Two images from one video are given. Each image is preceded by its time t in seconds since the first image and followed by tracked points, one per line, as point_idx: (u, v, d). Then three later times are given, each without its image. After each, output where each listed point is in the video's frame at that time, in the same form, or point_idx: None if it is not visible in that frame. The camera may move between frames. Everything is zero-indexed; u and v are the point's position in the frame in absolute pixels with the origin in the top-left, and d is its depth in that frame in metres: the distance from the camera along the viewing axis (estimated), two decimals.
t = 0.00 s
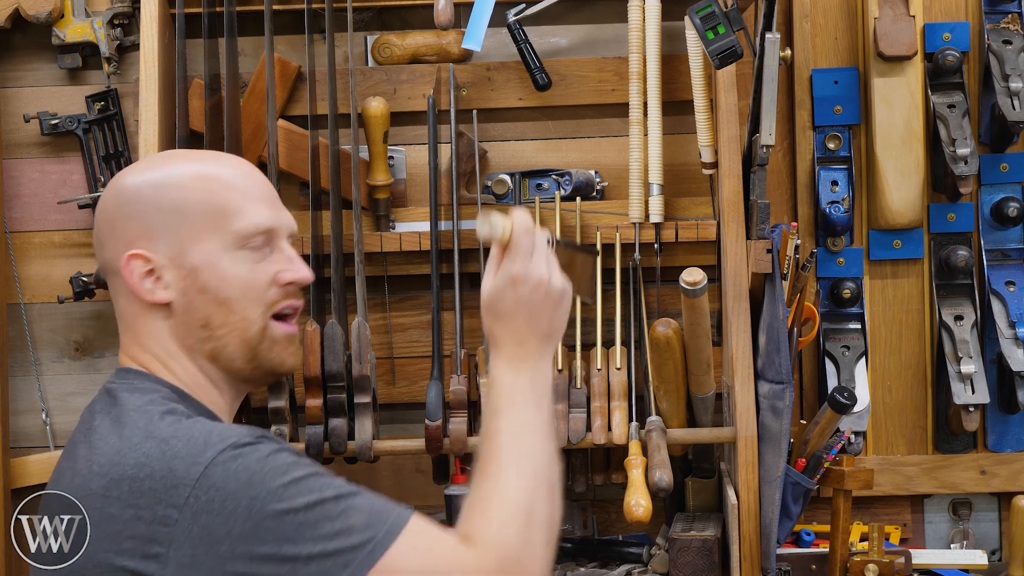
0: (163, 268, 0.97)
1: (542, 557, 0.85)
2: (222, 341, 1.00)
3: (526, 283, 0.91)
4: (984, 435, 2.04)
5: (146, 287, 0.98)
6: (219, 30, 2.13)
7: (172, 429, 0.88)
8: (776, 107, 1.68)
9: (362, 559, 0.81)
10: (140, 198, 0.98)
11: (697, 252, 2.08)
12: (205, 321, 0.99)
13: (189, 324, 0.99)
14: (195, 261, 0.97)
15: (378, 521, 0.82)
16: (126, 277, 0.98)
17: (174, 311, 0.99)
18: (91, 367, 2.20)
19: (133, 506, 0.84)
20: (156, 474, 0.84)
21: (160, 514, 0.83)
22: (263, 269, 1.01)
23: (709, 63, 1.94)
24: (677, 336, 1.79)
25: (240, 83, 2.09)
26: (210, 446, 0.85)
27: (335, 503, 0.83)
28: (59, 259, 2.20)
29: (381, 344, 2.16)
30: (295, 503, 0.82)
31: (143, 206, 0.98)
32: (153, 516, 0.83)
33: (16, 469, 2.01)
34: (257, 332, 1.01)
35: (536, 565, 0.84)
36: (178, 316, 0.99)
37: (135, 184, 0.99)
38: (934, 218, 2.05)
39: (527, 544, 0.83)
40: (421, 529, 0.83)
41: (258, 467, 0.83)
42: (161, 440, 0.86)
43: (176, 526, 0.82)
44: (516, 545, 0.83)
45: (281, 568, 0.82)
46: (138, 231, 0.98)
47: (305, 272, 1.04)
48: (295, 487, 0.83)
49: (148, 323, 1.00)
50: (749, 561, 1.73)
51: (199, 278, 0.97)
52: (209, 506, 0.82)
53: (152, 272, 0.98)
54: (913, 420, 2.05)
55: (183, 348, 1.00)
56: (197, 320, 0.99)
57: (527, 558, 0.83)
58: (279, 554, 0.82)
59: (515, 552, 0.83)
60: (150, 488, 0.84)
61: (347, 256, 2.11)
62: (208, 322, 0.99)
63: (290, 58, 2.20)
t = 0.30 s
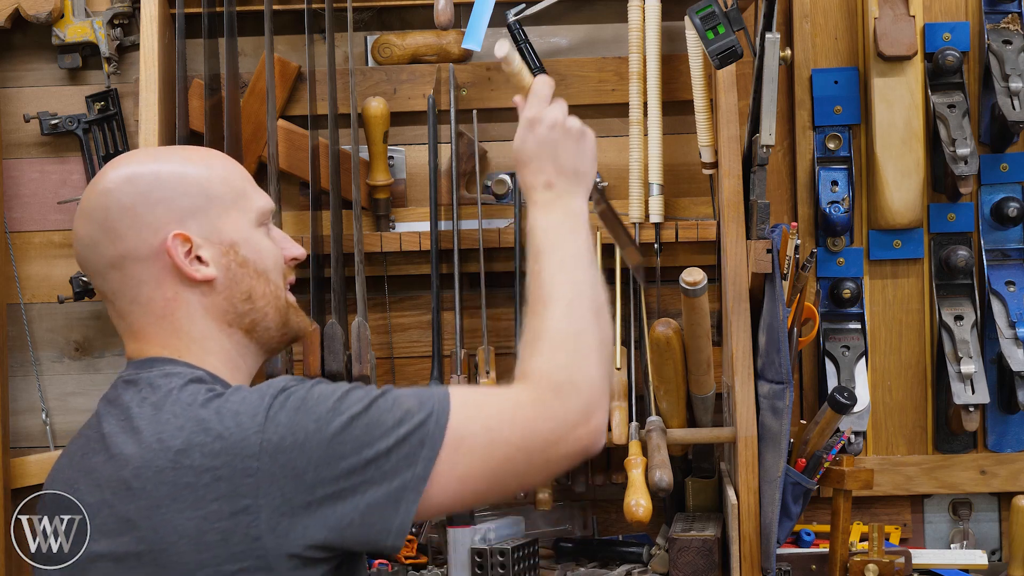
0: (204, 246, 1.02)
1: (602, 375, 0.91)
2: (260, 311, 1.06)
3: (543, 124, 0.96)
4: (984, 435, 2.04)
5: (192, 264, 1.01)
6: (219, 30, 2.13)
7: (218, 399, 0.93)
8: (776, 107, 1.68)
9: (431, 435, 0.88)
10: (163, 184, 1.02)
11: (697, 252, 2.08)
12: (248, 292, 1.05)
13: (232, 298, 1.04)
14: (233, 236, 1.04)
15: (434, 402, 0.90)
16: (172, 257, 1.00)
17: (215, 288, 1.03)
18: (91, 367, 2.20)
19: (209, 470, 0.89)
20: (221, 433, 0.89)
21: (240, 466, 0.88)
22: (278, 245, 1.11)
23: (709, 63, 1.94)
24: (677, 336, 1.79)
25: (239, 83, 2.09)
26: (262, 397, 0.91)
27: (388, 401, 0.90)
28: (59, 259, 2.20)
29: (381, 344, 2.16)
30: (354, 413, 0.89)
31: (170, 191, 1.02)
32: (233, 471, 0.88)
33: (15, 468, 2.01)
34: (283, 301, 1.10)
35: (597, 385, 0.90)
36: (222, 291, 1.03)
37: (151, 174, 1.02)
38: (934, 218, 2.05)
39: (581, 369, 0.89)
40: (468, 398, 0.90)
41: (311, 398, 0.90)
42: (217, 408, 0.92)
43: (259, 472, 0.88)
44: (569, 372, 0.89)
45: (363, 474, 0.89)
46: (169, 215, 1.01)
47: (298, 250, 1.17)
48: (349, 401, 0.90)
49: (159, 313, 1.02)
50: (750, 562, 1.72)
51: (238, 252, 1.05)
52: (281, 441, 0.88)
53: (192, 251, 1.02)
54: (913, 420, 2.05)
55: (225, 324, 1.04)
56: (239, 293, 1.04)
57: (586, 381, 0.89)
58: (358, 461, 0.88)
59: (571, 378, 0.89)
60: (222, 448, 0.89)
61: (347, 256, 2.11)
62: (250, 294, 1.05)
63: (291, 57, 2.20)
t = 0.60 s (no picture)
0: (197, 242, 1.01)
1: (606, 281, 0.94)
2: (258, 302, 1.06)
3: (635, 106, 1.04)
4: (983, 435, 2.04)
5: (186, 261, 1.01)
6: (219, 31, 2.13)
7: (251, 372, 0.94)
8: (776, 107, 1.68)
9: (457, 358, 0.92)
10: (152, 179, 1.01)
11: (698, 252, 2.08)
12: (246, 285, 1.05)
13: (229, 293, 1.04)
14: (227, 229, 1.03)
15: (449, 324, 0.94)
16: (166, 256, 1.00)
17: (212, 284, 1.02)
18: (91, 367, 2.20)
19: (262, 435, 0.89)
20: (266, 397, 0.91)
21: (292, 426, 0.90)
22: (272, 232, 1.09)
23: (709, 63, 1.94)
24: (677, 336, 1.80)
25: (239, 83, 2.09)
26: (300, 361, 0.93)
27: (415, 338, 0.93)
28: (59, 259, 2.21)
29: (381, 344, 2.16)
30: (388, 355, 0.92)
31: (161, 186, 1.01)
32: (286, 432, 0.90)
33: (16, 468, 2.01)
34: (283, 289, 1.09)
35: (598, 288, 0.93)
36: (219, 286, 1.03)
37: (140, 169, 1.01)
38: (934, 218, 2.05)
39: (581, 271, 0.93)
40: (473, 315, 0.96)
41: (343, 349, 0.92)
42: (255, 379, 0.93)
43: (315, 429, 0.90)
44: (568, 273, 0.93)
45: (410, 411, 0.92)
46: (162, 211, 1.01)
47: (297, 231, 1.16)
48: (380, 345, 0.93)
49: (161, 311, 1.02)
50: (749, 561, 1.73)
51: (231, 244, 1.04)
52: (328, 394, 0.90)
53: (185, 247, 1.01)
54: (913, 420, 2.05)
55: (224, 317, 1.04)
56: (237, 287, 1.04)
57: (587, 283, 0.93)
58: (403, 400, 0.91)
59: (572, 278, 0.93)
60: (274, 412, 0.90)
61: (347, 256, 2.11)
62: (247, 286, 1.05)
63: (291, 58, 2.20)
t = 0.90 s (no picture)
0: (209, 247, 1.06)
1: (612, 268, 1.06)
2: (270, 304, 1.11)
3: (678, 126, 1.22)
4: (983, 435, 2.04)
5: (198, 267, 1.05)
6: (220, 30, 2.13)
7: (282, 360, 1.01)
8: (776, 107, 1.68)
9: (477, 336, 1.02)
10: (163, 185, 1.04)
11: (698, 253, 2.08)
12: (257, 288, 1.10)
13: (241, 296, 1.09)
14: (237, 235, 1.07)
15: (466, 309, 1.04)
16: (177, 262, 1.04)
17: (224, 288, 1.07)
18: (91, 367, 2.20)
19: (298, 416, 0.96)
20: (300, 381, 0.98)
21: (326, 407, 0.96)
22: (283, 234, 1.14)
23: (709, 63, 1.95)
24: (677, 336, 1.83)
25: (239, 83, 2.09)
26: (328, 347, 1.01)
27: (436, 323, 1.02)
28: (59, 259, 2.20)
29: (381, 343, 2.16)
30: (412, 337, 1.00)
31: (172, 193, 1.04)
32: (321, 412, 0.96)
33: (16, 468, 2.01)
34: (293, 290, 1.14)
35: (603, 273, 1.05)
36: (232, 290, 1.08)
37: (150, 175, 1.04)
38: (934, 218, 2.05)
39: (587, 257, 1.05)
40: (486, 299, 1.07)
41: (370, 335, 1.00)
42: (287, 365, 1.00)
43: (349, 408, 0.97)
44: (577, 259, 1.05)
45: (436, 390, 1.00)
46: (173, 218, 1.04)
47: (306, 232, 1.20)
48: (405, 330, 1.01)
49: (172, 314, 1.06)
50: (750, 561, 1.73)
51: (242, 250, 1.08)
52: (360, 375, 0.98)
53: (197, 253, 1.05)
54: (913, 420, 2.05)
55: (236, 319, 1.09)
56: (248, 291, 1.09)
57: (594, 268, 1.05)
58: (430, 380, 1.00)
59: (579, 264, 1.05)
60: (309, 394, 0.97)
61: (347, 257, 2.11)
62: (258, 290, 1.10)
63: (291, 58, 2.20)
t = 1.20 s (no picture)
0: (230, 248, 1.07)
1: (618, 269, 1.08)
2: (287, 308, 1.13)
3: (685, 129, 1.25)
4: (984, 435, 2.04)
5: (217, 267, 1.07)
6: (219, 30, 2.13)
7: (294, 360, 1.02)
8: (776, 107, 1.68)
9: (487, 338, 1.03)
10: (190, 184, 1.06)
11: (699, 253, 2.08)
12: (275, 291, 1.11)
13: (259, 298, 1.10)
14: (259, 237, 1.09)
15: (475, 311, 1.06)
16: (198, 260, 1.06)
17: (241, 289, 1.09)
18: (91, 367, 2.20)
19: (310, 416, 0.97)
20: (312, 381, 0.98)
21: (338, 406, 0.97)
22: (305, 240, 1.15)
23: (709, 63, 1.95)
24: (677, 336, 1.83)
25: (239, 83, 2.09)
26: (340, 348, 1.02)
27: (446, 325, 1.04)
28: (59, 259, 2.20)
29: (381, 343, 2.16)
30: (423, 338, 1.02)
31: (197, 192, 1.06)
32: (333, 412, 0.97)
33: (16, 468, 2.01)
34: (311, 296, 1.16)
35: (610, 274, 1.07)
36: (250, 291, 1.09)
37: (178, 174, 1.06)
38: (934, 218, 2.05)
39: (595, 260, 1.07)
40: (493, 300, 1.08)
41: (381, 337, 1.02)
42: (300, 365, 1.01)
43: (361, 408, 0.98)
44: (584, 261, 1.07)
45: (447, 391, 1.01)
46: (196, 217, 1.06)
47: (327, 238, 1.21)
48: (415, 332, 1.02)
49: (190, 309, 1.08)
50: (749, 561, 1.73)
51: (263, 252, 1.10)
52: (372, 375, 0.99)
53: (218, 253, 1.07)
54: (913, 420, 2.05)
55: (253, 320, 1.11)
56: (266, 293, 1.10)
57: (601, 270, 1.07)
58: (441, 380, 1.01)
59: (587, 266, 1.07)
60: (322, 393, 0.98)
61: (347, 257, 2.11)
62: (276, 293, 1.11)
63: (291, 58, 2.21)
